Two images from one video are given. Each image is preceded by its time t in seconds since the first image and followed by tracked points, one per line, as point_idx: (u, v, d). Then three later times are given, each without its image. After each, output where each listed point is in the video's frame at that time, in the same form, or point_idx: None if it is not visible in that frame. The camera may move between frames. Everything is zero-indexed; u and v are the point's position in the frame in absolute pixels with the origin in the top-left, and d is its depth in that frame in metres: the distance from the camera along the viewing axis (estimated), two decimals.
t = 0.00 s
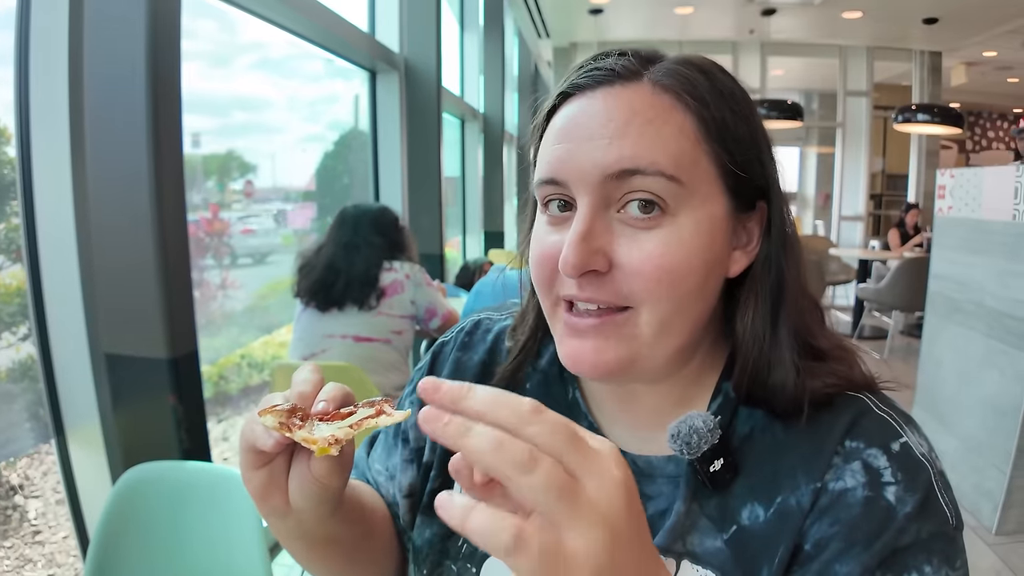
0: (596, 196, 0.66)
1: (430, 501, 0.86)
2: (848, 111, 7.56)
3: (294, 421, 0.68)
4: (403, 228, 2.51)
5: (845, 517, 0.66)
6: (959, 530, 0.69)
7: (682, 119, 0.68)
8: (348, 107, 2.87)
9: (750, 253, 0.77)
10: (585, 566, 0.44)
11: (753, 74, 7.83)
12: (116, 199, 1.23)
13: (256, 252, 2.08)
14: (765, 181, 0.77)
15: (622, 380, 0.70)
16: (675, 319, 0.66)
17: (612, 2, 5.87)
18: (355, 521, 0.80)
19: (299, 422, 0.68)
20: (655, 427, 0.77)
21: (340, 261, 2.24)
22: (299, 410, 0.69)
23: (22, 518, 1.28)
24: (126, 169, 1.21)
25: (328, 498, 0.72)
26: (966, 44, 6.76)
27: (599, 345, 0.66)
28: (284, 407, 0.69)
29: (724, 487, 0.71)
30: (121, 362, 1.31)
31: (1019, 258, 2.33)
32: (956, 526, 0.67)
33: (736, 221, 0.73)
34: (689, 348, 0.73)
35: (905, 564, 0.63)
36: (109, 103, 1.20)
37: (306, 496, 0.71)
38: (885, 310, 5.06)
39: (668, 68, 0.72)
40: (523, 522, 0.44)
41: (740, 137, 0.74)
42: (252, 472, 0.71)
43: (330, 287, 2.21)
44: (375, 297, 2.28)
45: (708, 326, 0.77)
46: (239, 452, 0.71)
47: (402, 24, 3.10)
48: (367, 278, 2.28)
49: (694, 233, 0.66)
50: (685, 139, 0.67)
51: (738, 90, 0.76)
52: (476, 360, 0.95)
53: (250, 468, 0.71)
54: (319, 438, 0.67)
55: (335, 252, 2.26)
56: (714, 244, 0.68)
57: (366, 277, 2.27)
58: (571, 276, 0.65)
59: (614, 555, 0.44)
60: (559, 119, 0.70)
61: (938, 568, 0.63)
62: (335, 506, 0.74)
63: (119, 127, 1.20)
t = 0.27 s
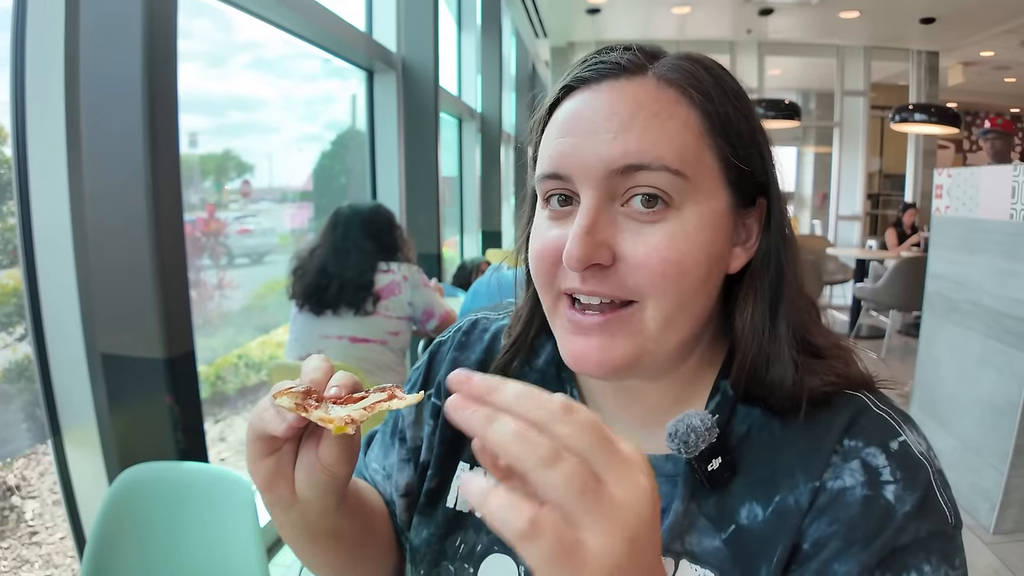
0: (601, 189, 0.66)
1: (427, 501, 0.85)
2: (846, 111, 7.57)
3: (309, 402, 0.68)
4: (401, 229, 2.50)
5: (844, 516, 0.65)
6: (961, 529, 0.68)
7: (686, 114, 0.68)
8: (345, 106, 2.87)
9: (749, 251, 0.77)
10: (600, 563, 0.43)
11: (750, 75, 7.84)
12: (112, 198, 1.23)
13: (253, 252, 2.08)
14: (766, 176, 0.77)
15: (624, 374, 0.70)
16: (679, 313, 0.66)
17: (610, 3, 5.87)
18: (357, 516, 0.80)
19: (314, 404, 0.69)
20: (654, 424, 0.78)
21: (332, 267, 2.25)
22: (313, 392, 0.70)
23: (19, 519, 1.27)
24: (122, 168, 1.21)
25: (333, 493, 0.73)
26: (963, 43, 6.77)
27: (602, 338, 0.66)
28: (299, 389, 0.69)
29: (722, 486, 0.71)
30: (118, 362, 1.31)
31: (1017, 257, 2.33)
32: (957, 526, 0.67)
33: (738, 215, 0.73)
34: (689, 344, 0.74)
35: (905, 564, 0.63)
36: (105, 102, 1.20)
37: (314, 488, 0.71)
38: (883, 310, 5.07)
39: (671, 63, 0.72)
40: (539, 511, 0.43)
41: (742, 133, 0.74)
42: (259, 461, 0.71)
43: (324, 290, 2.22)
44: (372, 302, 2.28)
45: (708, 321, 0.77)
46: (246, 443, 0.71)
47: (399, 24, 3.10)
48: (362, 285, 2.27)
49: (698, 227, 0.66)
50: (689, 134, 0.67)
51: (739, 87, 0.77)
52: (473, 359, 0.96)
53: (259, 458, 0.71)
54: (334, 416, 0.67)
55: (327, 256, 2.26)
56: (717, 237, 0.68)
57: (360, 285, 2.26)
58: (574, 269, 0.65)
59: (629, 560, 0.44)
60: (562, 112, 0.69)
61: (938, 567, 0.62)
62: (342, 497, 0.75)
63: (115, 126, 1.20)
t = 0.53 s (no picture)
0: (613, 191, 0.66)
1: (424, 503, 0.85)
2: (843, 110, 7.58)
3: (296, 419, 0.67)
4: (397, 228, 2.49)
5: (841, 516, 0.65)
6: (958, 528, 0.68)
7: (694, 112, 0.68)
8: (343, 106, 2.86)
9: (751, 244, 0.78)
10: (612, 552, 0.43)
11: (748, 74, 7.84)
12: (109, 199, 1.22)
13: (250, 251, 2.07)
14: (768, 173, 0.78)
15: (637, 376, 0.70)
16: (695, 312, 0.67)
17: (608, 2, 5.88)
18: (352, 521, 0.80)
19: (302, 420, 0.68)
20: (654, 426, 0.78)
21: (328, 269, 2.23)
22: (301, 408, 0.69)
23: (16, 519, 1.27)
24: (120, 168, 1.21)
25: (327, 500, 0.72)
26: (960, 43, 6.77)
27: (619, 341, 0.66)
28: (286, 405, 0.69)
29: (720, 485, 0.71)
30: (115, 362, 1.30)
31: (1014, 256, 2.34)
32: (955, 525, 0.67)
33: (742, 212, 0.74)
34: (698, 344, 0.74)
35: (903, 563, 0.63)
36: (102, 102, 1.19)
37: (306, 498, 0.71)
38: (880, 308, 5.08)
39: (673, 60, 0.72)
40: (550, 500, 0.44)
41: (745, 128, 0.74)
42: (251, 471, 0.71)
43: (320, 292, 2.20)
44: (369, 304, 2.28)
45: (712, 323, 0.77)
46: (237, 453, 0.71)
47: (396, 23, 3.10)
48: (359, 287, 2.26)
49: (711, 225, 0.67)
50: (698, 132, 0.67)
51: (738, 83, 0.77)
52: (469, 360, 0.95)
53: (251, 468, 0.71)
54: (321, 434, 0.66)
55: (325, 257, 2.25)
56: (728, 235, 0.69)
57: (358, 288, 2.25)
58: (590, 274, 0.65)
59: (640, 548, 0.44)
60: (568, 112, 0.69)
61: (935, 566, 0.62)
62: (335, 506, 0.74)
63: (112, 126, 1.20)
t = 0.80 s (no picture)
0: (608, 201, 0.65)
1: (422, 504, 0.84)
2: (840, 110, 7.59)
3: (290, 425, 0.67)
4: (395, 228, 2.48)
5: (843, 516, 0.65)
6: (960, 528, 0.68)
7: (686, 115, 0.68)
8: (340, 105, 2.85)
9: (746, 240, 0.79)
10: (610, 551, 0.44)
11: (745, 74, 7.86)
12: (105, 199, 1.22)
13: (247, 251, 2.07)
14: (760, 173, 0.77)
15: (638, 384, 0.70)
16: (695, 318, 0.67)
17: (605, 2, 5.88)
18: (349, 523, 0.80)
19: (296, 427, 0.67)
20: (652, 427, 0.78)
21: (327, 270, 2.22)
22: (296, 414, 0.69)
23: (13, 520, 1.26)
24: (116, 168, 1.20)
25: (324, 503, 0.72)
26: (957, 43, 6.78)
27: (621, 349, 0.66)
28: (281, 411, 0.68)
29: (721, 486, 0.71)
30: (112, 362, 1.30)
31: (1011, 256, 2.34)
32: (957, 524, 0.67)
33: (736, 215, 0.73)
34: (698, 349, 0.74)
35: (905, 563, 0.63)
36: (98, 102, 1.18)
37: (303, 501, 0.71)
38: (877, 308, 5.09)
39: (661, 62, 0.72)
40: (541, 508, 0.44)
41: (736, 127, 0.74)
42: (246, 477, 0.70)
43: (319, 291, 2.20)
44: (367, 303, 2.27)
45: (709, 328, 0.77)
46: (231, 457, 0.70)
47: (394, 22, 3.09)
48: (357, 286, 2.25)
49: (709, 228, 0.66)
50: (692, 135, 0.67)
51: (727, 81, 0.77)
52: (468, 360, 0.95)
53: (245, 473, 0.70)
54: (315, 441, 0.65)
55: (325, 257, 2.25)
56: (725, 238, 0.69)
57: (356, 287, 2.25)
58: (590, 285, 0.64)
59: (637, 536, 0.45)
60: (558, 121, 0.68)
61: (938, 566, 0.62)
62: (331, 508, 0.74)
63: (108, 126, 1.19)
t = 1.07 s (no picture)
0: (601, 198, 0.65)
1: (420, 505, 0.84)
2: (837, 109, 7.61)
3: (298, 438, 0.66)
4: (392, 227, 2.47)
5: (841, 514, 0.66)
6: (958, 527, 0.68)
7: (679, 111, 0.67)
8: (337, 104, 2.85)
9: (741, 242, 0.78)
10: (599, 554, 0.43)
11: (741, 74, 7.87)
12: (102, 198, 1.21)
13: (244, 251, 2.06)
14: (754, 169, 0.77)
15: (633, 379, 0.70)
16: (688, 315, 0.67)
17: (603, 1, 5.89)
18: (352, 529, 0.79)
19: (303, 439, 0.66)
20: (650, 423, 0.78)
21: (327, 268, 2.22)
22: (303, 426, 0.68)
23: (10, 520, 1.26)
24: (111, 167, 1.19)
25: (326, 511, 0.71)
26: (953, 42, 6.80)
27: (617, 346, 0.66)
28: (287, 424, 0.67)
29: (719, 486, 0.71)
30: (109, 362, 1.29)
31: (1008, 255, 2.35)
32: (954, 523, 0.67)
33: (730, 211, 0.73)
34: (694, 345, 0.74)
35: (903, 562, 0.63)
36: (93, 101, 1.18)
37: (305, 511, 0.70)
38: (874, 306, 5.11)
39: (654, 59, 0.72)
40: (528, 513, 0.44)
41: (730, 124, 0.74)
42: (248, 486, 0.70)
43: (317, 290, 2.19)
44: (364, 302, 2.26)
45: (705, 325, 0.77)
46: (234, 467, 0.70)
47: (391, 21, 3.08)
48: (355, 285, 2.24)
49: (702, 224, 0.66)
50: (684, 132, 0.67)
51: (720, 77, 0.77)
52: (465, 360, 0.96)
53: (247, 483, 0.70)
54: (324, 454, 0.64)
55: (323, 257, 2.24)
56: (719, 234, 0.69)
57: (354, 286, 2.24)
58: (583, 282, 0.64)
59: (628, 542, 0.45)
60: (550, 118, 0.68)
61: (936, 564, 0.62)
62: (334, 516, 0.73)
63: (104, 125, 1.18)
